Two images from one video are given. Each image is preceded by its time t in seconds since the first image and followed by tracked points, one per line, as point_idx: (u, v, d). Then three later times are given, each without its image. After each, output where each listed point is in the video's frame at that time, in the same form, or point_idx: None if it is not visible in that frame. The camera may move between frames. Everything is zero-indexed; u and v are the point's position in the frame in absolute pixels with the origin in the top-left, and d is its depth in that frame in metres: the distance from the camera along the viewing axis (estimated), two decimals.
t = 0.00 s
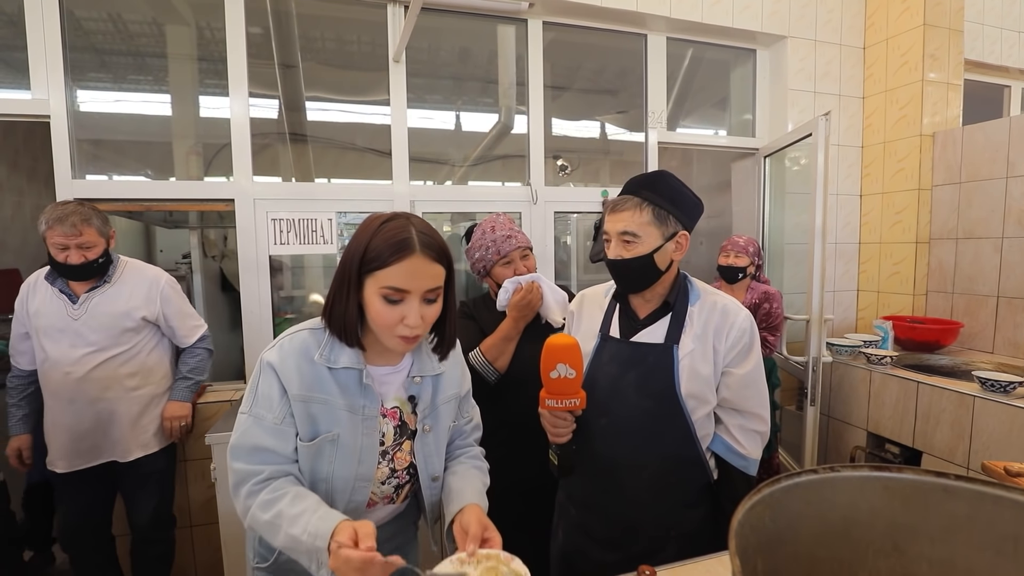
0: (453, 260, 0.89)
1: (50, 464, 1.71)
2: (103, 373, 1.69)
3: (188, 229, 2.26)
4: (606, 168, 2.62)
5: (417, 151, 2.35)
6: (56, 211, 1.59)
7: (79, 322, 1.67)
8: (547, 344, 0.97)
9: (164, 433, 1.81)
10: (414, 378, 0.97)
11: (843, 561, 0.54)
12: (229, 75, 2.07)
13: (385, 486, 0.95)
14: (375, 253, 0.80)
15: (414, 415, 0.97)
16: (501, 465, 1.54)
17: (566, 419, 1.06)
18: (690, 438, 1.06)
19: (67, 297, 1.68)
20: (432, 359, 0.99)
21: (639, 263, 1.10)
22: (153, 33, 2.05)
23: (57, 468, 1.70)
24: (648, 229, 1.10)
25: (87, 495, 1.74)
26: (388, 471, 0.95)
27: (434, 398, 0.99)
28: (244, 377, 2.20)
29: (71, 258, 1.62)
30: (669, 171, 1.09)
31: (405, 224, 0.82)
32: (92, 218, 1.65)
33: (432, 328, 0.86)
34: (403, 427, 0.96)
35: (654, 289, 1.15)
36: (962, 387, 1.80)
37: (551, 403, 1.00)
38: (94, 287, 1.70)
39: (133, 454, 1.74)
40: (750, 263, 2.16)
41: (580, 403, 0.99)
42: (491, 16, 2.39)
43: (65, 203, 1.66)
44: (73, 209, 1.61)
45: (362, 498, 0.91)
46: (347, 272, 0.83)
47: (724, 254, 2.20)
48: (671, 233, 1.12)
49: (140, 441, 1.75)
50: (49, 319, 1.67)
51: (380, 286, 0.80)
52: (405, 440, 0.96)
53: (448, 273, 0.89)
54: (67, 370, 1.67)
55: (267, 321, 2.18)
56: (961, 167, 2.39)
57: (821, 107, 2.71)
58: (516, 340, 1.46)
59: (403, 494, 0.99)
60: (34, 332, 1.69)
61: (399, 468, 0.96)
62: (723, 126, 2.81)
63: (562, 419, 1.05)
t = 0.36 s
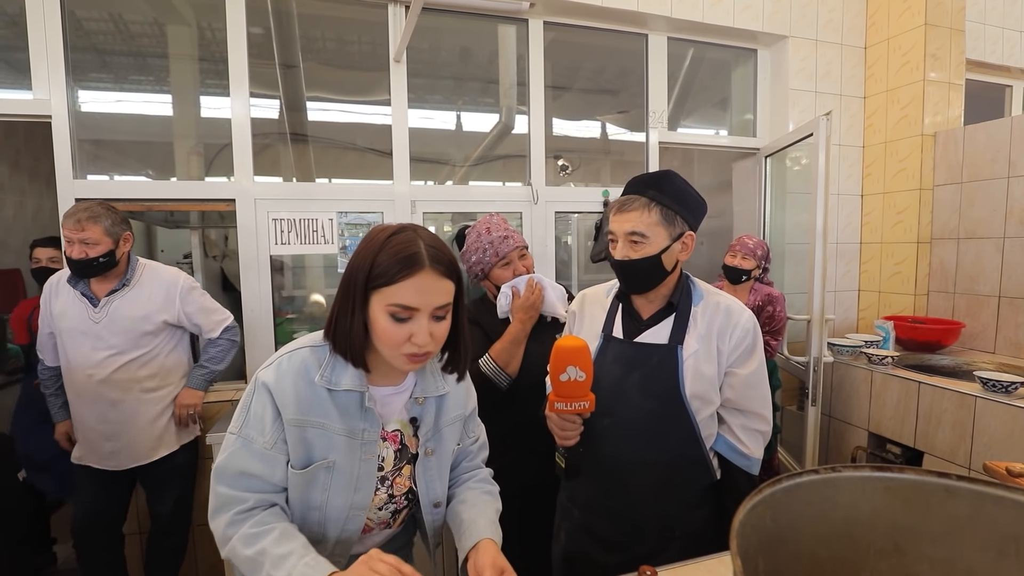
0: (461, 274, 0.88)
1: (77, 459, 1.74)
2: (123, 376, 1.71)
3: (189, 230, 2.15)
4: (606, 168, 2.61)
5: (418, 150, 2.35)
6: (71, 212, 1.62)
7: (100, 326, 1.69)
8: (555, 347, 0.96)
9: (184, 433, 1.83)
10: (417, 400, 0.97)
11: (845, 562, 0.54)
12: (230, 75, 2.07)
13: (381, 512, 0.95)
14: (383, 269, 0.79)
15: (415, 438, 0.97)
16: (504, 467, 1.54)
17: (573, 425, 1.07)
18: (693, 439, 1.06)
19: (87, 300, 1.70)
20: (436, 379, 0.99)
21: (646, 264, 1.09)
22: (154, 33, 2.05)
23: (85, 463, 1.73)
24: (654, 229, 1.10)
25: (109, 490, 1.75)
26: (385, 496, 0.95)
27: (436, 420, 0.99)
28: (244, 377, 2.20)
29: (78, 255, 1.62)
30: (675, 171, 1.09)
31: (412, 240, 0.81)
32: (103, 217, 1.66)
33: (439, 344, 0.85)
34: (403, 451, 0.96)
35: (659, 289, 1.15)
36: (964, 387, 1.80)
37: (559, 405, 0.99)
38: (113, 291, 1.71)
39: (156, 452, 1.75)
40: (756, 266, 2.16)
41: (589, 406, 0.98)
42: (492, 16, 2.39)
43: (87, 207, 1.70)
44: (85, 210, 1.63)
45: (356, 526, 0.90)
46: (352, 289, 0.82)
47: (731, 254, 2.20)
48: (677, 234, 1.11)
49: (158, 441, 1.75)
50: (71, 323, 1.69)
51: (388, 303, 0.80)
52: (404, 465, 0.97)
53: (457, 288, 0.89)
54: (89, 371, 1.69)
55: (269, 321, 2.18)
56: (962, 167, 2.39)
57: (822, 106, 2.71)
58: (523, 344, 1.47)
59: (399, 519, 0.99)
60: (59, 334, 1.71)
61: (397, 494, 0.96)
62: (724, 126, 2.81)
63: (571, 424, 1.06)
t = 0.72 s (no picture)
0: (467, 273, 0.89)
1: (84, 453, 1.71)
2: (143, 372, 1.72)
3: (190, 230, 2.12)
4: (607, 168, 2.61)
5: (419, 150, 2.35)
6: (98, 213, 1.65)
7: (124, 322, 1.70)
8: (559, 347, 0.95)
9: (195, 427, 1.84)
10: (421, 403, 0.97)
11: (846, 562, 0.54)
12: (231, 75, 2.07)
13: (386, 515, 0.96)
14: (391, 270, 0.79)
15: (420, 440, 0.98)
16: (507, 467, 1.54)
17: (576, 424, 1.05)
18: (697, 440, 1.06)
19: (111, 297, 1.71)
20: (442, 383, 0.99)
21: (650, 264, 1.09)
22: (156, 33, 2.06)
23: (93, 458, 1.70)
24: (658, 230, 1.10)
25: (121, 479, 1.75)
26: (391, 499, 0.95)
27: (441, 423, 0.99)
28: (245, 377, 2.21)
29: (102, 254, 1.65)
30: (679, 171, 1.09)
31: (420, 240, 0.81)
32: (128, 219, 1.69)
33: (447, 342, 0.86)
34: (408, 454, 0.97)
35: (661, 290, 1.15)
36: (965, 388, 1.80)
37: (562, 406, 0.99)
38: (137, 289, 1.73)
39: (172, 446, 1.77)
40: (757, 266, 2.15)
41: (592, 406, 0.98)
42: (492, 16, 2.39)
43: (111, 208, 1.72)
44: (110, 210, 1.66)
45: (359, 530, 0.91)
46: (358, 293, 0.82)
47: (732, 254, 2.19)
48: (681, 234, 1.11)
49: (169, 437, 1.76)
50: (94, 319, 1.70)
51: (397, 304, 0.80)
52: (409, 467, 0.97)
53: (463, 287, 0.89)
54: (110, 366, 1.69)
55: (270, 321, 2.19)
56: (963, 167, 2.39)
57: (823, 106, 2.70)
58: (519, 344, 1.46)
59: (404, 521, 1.00)
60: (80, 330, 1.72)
61: (401, 497, 0.96)
62: (725, 126, 2.81)
63: (573, 423, 1.05)
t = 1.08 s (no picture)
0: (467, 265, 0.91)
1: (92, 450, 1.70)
2: (158, 366, 1.70)
3: (192, 230, 2.13)
4: (608, 168, 2.61)
5: (420, 150, 2.35)
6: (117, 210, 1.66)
7: (139, 317, 1.69)
8: (561, 346, 0.95)
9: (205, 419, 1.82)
10: (423, 400, 0.98)
11: (847, 562, 0.54)
12: (232, 75, 2.08)
13: (391, 511, 0.96)
14: (400, 264, 0.80)
15: (422, 437, 0.98)
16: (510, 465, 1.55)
17: (579, 423, 1.06)
18: (700, 440, 1.06)
19: (126, 293, 1.70)
20: (443, 381, 0.99)
21: (651, 264, 1.09)
22: (157, 34, 2.06)
23: (101, 454, 1.69)
24: (660, 230, 1.10)
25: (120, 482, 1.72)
26: (395, 496, 0.96)
27: (443, 420, 0.99)
28: (246, 376, 2.21)
29: (118, 248, 1.64)
30: (682, 172, 1.08)
31: (424, 234, 0.82)
32: (145, 216, 1.69)
33: (455, 332, 0.87)
34: (410, 450, 0.97)
35: (666, 290, 1.15)
36: (966, 388, 1.79)
37: (565, 404, 0.99)
38: (152, 286, 1.72)
39: (180, 440, 1.75)
40: (755, 266, 2.15)
41: (595, 404, 0.99)
42: (493, 16, 2.39)
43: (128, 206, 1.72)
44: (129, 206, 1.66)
45: (364, 527, 0.91)
46: (366, 289, 0.82)
47: (729, 255, 2.19)
48: (683, 235, 1.11)
49: (176, 436, 1.74)
50: (108, 315, 1.69)
51: (408, 297, 0.80)
52: (413, 464, 0.97)
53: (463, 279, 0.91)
54: (123, 360, 1.67)
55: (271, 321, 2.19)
56: (965, 167, 2.38)
57: (824, 106, 2.70)
58: (513, 335, 1.47)
59: (409, 518, 1.00)
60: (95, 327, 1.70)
61: (405, 494, 0.97)
62: (726, 126, 2.81)
63: (576, 420, 1.06)
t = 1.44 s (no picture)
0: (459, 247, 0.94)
1: (105, 453, 1.68)
2: (161, 365, 1.70)
3: (193, 230, 2.12)
4: (608, 168, 2.61)
5: (420, 150, 2.35)
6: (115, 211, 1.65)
7: (140, 317, 1.69)
8: (561, 347, 0.95)
9: (207, 420, 1.81)
10: (421, 381, 0.97)
11: (848, 562, 0.54)
12: (233, 75, 2.08)
13: (394, 490, 0.96)
14: (404, 244, 0.81)
15: (422, 418, 0.98)
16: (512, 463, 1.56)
17: (580, 424, 1.05)
18: (702, 440, 1.06)
19: (127, 293, 1.70)
20: (440, 361, 0.99)
21: (651, 264, 1.09)
22: (158, 34, 2.06)
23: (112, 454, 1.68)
24: (660, 229, 1.10)
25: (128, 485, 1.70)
26: (398, 474, 0.96)
27: (441, 400, 0.99)
28: (247, 376, 2.21)
29: (118, 248, 1.65)
30: (684, 171, 1.08)
31: (423, 215, 0.85)
32: (144, 215, 1.70)
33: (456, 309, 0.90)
34: (411, 431, 0.97)
35: (668, 290, 1.15)
36: (967, 388, 1.79)
37: (564, 406, 0.98)
38: (153, 285, 1.72)
39: (184, 438, 1.75)
40: (753, 266, 2.15)
41: (595, 406, 0.98)
42: (494, 17, 2.39)
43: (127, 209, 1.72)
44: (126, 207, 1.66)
45: (366, 507, 0.91)
46: (369, 272, 0.82)
47: (727, 255, 2.19)
48: (684, 234, 1.11)
49: (181, 435, 1.74)
50: (109, 315, 1.68)
51: (413, 275, 0.82)
52: (414, 444, 0.97)
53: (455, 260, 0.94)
54: (127, 357, 1.67)
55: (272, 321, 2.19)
56: (966, 167, 2.38)
57: (825, 106, 2.69)
58: (518, 331, 1.46)
59: (413, 496, 1.00)
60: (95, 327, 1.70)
61: (407, 472, 0.96)
62: (727, 126, 2.80)
63: (577, 422, 1.05)
